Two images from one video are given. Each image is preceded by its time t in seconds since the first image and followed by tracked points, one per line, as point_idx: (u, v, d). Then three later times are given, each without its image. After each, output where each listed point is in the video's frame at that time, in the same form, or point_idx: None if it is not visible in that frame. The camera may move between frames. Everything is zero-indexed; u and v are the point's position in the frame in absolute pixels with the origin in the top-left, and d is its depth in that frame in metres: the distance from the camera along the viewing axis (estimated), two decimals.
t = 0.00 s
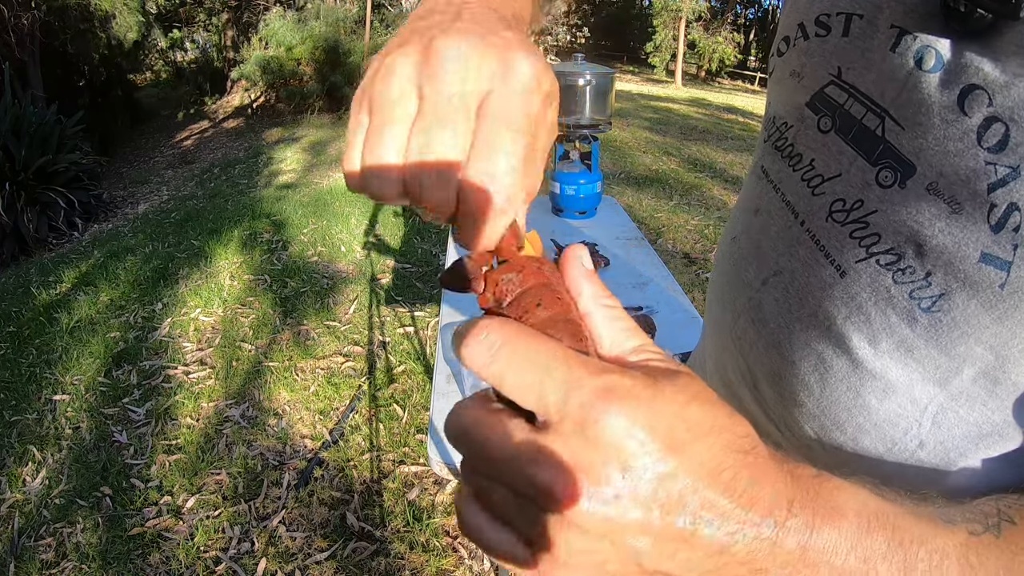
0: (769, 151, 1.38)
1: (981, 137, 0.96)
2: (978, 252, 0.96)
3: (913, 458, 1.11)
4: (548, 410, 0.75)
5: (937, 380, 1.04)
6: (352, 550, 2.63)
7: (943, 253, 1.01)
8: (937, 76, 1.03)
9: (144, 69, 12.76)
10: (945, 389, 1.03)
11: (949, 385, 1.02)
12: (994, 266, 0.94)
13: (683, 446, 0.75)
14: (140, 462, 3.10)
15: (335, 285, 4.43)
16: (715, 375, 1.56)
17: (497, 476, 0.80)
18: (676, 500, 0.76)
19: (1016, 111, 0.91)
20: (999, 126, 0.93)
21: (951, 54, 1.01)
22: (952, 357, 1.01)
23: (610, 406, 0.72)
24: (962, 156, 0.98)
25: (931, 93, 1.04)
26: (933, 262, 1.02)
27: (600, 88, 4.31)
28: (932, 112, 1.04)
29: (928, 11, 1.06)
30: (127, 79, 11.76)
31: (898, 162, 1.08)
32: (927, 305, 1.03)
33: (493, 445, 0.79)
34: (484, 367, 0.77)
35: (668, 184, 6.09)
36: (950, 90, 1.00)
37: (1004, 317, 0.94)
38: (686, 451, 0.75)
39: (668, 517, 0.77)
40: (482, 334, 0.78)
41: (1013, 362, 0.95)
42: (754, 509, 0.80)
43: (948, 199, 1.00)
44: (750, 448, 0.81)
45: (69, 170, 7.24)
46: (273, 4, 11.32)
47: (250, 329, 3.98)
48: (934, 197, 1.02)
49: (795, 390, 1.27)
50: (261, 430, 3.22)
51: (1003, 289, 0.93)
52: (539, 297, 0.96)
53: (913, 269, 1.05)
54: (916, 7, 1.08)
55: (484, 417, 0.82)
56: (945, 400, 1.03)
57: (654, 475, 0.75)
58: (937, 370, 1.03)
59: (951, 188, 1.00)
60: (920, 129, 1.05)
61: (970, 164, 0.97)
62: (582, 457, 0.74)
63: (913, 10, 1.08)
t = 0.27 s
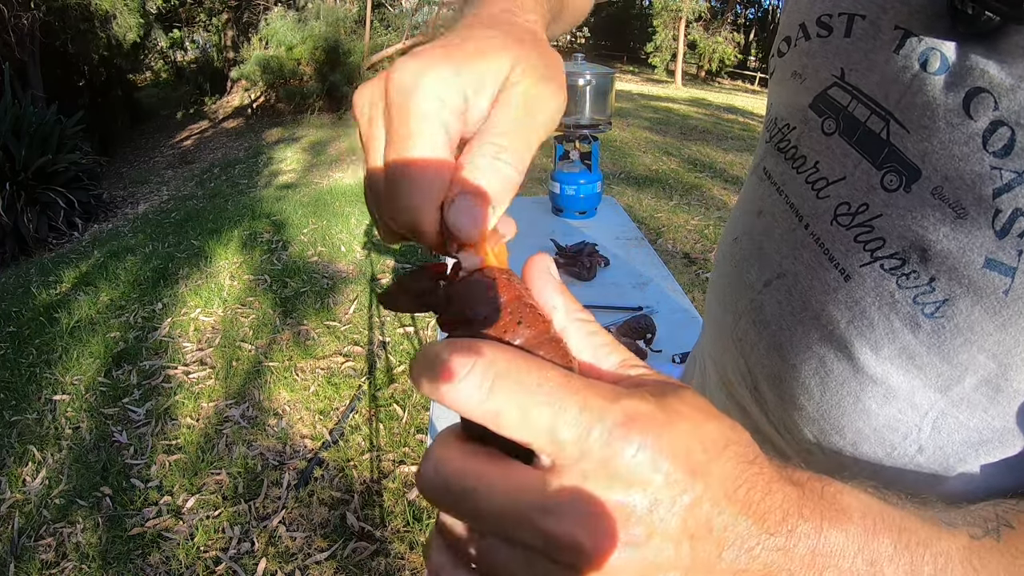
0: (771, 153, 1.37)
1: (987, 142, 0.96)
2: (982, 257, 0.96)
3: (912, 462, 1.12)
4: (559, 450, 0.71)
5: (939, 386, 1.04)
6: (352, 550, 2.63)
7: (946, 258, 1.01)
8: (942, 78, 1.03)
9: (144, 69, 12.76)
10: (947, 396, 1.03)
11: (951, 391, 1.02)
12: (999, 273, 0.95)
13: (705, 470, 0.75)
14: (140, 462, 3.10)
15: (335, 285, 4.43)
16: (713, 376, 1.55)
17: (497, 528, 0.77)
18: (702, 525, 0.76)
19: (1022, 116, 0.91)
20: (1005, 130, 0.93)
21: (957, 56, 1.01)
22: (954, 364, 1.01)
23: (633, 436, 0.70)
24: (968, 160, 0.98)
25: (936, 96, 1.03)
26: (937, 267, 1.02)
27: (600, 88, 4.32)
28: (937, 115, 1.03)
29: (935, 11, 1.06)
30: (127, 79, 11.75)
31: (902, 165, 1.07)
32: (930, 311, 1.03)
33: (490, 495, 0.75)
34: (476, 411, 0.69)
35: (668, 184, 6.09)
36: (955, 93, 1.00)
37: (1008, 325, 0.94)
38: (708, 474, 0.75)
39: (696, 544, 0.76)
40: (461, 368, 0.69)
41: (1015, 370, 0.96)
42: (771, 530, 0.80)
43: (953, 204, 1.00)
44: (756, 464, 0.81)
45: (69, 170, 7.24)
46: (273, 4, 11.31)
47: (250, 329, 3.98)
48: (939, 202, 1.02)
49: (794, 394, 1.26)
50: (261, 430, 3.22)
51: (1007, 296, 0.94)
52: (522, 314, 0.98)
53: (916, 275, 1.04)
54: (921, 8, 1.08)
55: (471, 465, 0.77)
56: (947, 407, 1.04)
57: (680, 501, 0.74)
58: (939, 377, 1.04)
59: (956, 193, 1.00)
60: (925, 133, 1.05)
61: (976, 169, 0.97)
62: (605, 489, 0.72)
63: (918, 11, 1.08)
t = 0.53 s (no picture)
0: (771, 153, 1.37)
1: (988, 141, 0.95)
2: (982, 257, 0.96)
3: (911, 461, 1.12)
4: (578, 469, 0.73)
5: (938, 387, 1.04)
6: (352, 550, 2.63)
7: (946, 258, 1.00)
8: (943, 77, 1.02)
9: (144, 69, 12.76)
10: (946, 396, 1.03)
11: (950, 390, 1.03)
12: (999, 273, 0.95)
13: (721, 489, 0.76)
14: (140, 462, 3.10)
15: (335, 285, 4.43)
16: (712, 376, 1.55)
17: (508, 547, 0.79)
18: (716, 545, 0.78)
19: None
20: (1005, 130, 0.93)
21: (957, 55, 1.00)
22: (953, 364, 1.01)
23: (655, 456, 0.73)
24: (968, 160, 0.98)
25: (938, 94, 1.03)
26: (937, 267, 1.02)
27: (600, 89, 4.32)
28: (937, 114, 1.03)
29: (934, 9, 1.05)
30: (127, 80, 11.76)
31: (902, 164, 1.07)
32: (930, 311, 1.03)
33: (503, 514, 0.78)
34: (488, 417, 0.72)
35: (669, 184, 6.09)
36: (955, 92, 1.00)
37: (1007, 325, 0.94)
38: (723, 494, 0.77)
39: (709, 564, 0.79)
40: (478, 371, 0.72)
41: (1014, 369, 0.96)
42: (778, 546, 0.81)
43: (953, 204, 1.00)
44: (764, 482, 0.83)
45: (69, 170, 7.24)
46: (273, 4, 11.31)
47: (250, 329, 3.98)
48: (939, 201, 1.02)
49: (793, 394, 1.26)
50: (261, 430, 3.22)
51: (1006, 296, 0.94)
52: (530, 324, 1.01)
53: (916, 274, 1.04)
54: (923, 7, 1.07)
55: (482, 482, 0.80)
56: (946, 406, 1.04)
57: (696, 522, 0.76)
58: (938, 378, 1.04)
59: (956, 193, 1.00)
60: (925, 132, 1.04)
61: (976, 169, 0.97)
62: (621, 507, 0.75)
63: (918, 9, 1.07)
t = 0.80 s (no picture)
0: (772, 152, 1.37)
1: (992, 144, 0.96)
2: (986, 261, 0.97)
3: (912, 462, 1.12)
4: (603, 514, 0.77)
5: (941, 389, 1.04)
6: (352, 550, 2.63)
7: (950, 261, 1.01)
8: (947, 79, 1.02)
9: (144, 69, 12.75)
10: (948, 397, 1.04)
11: (953, 392, 1.03)
12: (1002, 276, 0.95)
13: (735, 522, 0.80)
14: (139, 462, 3.10)
15: (335, 285, 4.43)
16: (711, 377, 1.54)
17: None
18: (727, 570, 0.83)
19: None
20: (1010, 133, 0.93)
21: (963, 56, 1.00)
22: (955, 366, 1.01)
23: (676, 502, 0.76)
24: (972, 163, 0.98)
25: (942, 96, 1.03)
26: (941, 270, 1.02)
27: (601, 89, 4.32)
28: (942, 117, 1.03)
29: (938, 11, 1.07)
30: (127, 79, 11.75)
31: (905, 166, 1.07)
32: (933, 313, 1.03)
33: (524, 550, 0.81)
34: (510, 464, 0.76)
35: (668, 183, 6.09)
36: (959, 94, 1.00)
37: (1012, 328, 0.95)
38: (737, 526, 0.80)
39: None
40: (500, 426, 0.77)
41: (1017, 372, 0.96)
42: (782, 564, 0.86)
43: (957, 207, 1.00)
44: (772, 504, 0.85)
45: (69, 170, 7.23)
46: (273, 3, 11.31)
47: (250, 329, 3.98)
48: (943, 204, 1.02)
49: (793, 395, 1.25)
50: (261, 430, 3.22)
51: (1010, 299, 0.94)
52: (550, 362, 1.03)
53: (920, 277, 1.04)
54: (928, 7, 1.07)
55: (496, 520, 0.82)
56: (948, 407, 1.04)
57: (711, 556, 0.80)
58: (941, 380, 1.04)
59: (960, 196, 1.00)
60: (928, 134, 1.05)
61: (980, 172, 0.97)
62: (642, 549, 0.79)
63: (922, 10, 1.08)
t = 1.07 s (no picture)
0: (776, 149, 1.35)
1: (1000, 145, 0.95)
2: (993, 262, 0.96)
3: (916, 461, 1.12)
4: (632, 515, 0.78)
5: (946, 388, 1.04)
6: (351, 550, 2.63)
7: (958, 261, 1.00)
8: (956, 77, 1.01)
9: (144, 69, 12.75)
10: (953, 398, 1.04)
11: (958, 392, 1.03)
12: (1009, 277, 0.95)
13: (752, 519, 0.81)
14: (139, 462, 3.10)
15: (335, 285, 4.43)
16: (714, 373, 1.53)
17: None
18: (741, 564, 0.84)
19: None
20: (1018, 134, 0.93)
21: (971, 55, 0.99)
22: (961, 367, 1.01)
23: (706, 503, 0.78)
24: (980, 163, 0.97)
25: (951, 95, 1.02)
26: (948, 270, 1.01)
27: (601, 89, 4.33)
28: (950, 115, 1.02)
29: (948, 9, 1.05)
30: (127, 80, 11.75)
31: (913, 165, 1.06)
32: (940, 313, 1.03)
33: (553, 552, 0.82)
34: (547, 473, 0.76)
35: (668, 183, 6.09)
36: (968, 93, 0.99)
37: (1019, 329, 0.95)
38: (754, 523, 0.82)
39: None
40: (542, 438, 0.76)
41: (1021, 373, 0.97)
42: (790, 552, 0.87)
43: (965, 206, 1.00)
44: (782, 500, 0.86)
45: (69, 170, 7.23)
46: (274, 3, 11.31)
47: (250, 329, 3.98)
48: (951, 204, 1.01)
49: (797, 393, 1.24)
50: (261, 430, 3.22)
51: (1017, 299, 0.94)
52: (587, 365, 1.08)
53: (927, 276, 1.04)
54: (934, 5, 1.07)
55: (530, 523, 0.83)
56: (952, 407, 1.04)
57: (732, 549, 0.81)
58: (946, 381, 1.04)
59: (968, 196, 0.99)
60: (938, 133, 1.04)
61: (988, 173, 0.97)
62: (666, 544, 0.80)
63: (933, 8, 1.07)
